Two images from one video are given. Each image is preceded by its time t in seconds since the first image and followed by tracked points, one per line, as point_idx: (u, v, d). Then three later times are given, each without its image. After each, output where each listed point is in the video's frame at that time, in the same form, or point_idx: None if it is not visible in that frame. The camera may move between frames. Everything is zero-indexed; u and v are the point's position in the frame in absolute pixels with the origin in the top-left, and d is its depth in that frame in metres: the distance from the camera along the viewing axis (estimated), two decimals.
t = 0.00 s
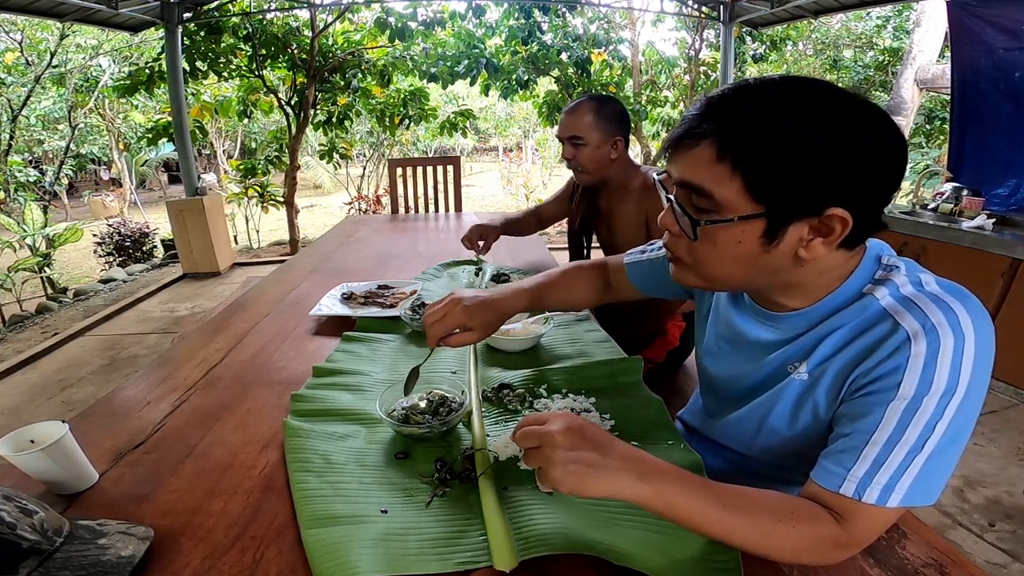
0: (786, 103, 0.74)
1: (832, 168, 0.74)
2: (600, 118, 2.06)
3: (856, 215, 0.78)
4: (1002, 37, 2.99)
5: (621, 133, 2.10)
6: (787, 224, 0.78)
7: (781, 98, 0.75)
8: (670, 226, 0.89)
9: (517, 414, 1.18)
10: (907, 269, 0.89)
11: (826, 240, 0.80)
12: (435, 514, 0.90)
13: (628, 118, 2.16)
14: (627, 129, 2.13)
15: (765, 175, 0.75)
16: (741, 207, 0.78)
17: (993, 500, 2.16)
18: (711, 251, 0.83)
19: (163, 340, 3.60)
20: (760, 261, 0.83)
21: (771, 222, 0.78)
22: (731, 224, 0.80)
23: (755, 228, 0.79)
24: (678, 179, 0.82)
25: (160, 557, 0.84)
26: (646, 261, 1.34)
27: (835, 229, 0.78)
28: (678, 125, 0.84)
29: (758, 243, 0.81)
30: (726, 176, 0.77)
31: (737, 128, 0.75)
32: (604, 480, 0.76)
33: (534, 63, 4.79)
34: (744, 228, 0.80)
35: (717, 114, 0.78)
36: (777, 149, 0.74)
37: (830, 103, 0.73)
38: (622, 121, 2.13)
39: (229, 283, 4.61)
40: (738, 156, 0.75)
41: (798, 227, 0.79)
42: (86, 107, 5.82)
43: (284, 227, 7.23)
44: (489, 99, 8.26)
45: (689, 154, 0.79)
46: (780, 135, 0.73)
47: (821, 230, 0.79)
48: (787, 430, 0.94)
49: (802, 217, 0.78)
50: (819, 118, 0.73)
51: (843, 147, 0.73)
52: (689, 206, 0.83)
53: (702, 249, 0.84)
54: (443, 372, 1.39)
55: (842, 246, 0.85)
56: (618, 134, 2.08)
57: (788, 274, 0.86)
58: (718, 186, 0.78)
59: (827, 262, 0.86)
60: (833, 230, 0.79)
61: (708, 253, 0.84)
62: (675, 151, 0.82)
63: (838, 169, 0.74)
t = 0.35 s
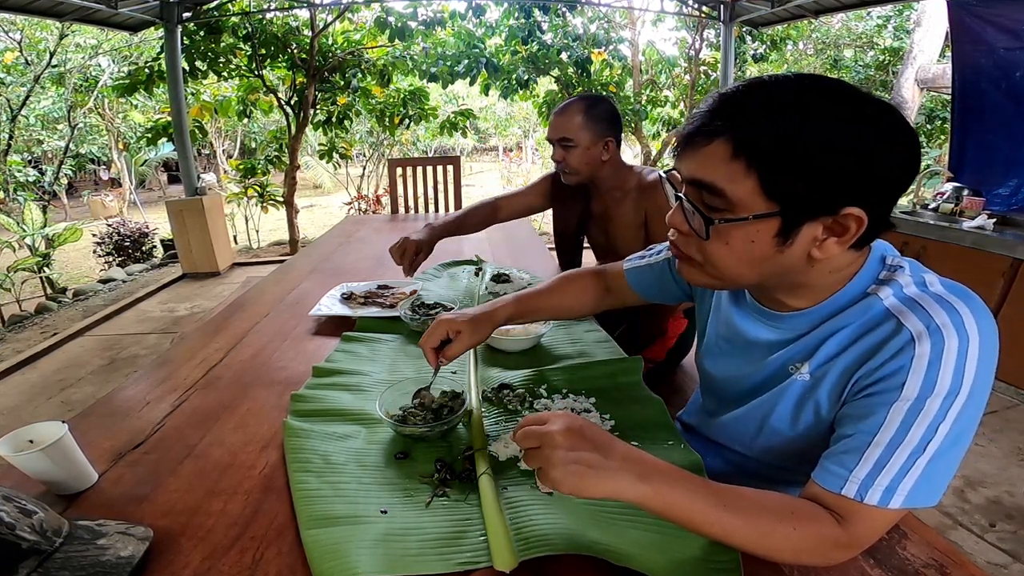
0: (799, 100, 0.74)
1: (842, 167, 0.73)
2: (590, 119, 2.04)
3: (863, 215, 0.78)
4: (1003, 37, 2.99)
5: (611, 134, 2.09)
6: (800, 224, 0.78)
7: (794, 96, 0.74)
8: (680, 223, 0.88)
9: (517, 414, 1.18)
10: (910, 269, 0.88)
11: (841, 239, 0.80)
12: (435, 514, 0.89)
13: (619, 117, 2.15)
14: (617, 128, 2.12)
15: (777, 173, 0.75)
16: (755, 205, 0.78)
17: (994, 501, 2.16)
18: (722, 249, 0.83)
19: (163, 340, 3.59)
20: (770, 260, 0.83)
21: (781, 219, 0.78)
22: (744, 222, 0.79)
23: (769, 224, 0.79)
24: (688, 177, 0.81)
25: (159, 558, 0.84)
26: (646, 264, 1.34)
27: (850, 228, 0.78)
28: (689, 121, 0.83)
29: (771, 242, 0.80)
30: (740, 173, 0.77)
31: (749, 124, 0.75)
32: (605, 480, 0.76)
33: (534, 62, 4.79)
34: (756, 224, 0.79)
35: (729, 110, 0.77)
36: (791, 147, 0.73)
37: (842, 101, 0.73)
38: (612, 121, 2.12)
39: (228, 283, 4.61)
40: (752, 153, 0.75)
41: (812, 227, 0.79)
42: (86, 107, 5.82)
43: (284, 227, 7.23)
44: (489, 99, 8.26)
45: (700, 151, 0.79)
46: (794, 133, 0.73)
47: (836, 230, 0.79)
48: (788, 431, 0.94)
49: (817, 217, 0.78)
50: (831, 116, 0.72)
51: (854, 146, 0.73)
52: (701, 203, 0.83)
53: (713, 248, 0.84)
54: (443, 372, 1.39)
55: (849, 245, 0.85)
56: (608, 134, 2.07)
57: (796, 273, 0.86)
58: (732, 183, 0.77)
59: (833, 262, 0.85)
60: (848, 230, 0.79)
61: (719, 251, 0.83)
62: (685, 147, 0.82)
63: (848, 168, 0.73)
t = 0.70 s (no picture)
0: (804, 98, 0.74)
1: (847, 165, 0.73)
2: (579, 120, 2.05)
3: (867, 214, 0.77)
4: (1004, 37, 2.99)
5: (602, 134, 2.08)
6: (805, 223, 0.78)
7: (799, 94, 0.74)
8: (684, 221, 0.88)
9: (517, 414, 1.17)
10: (914, 269, 0.88)
11: (845, 238, 0.80)
12: (436, 515, 0.89)
13: (610, 117, 2.15)
14: (609, 128, 2.12)
15: (782, 170, 0.75)
16: (760, 202, 0.78)
17: (994, 501, 2.16)
18: (726, 246, 0.83)
19: (162, 340, 3.59)
20: (772, 259, 0.82)
21: (785, 218, 0.78)
22: (749, 220, 0.79)
23: (772, 222, 0.79)
24: (693, 174, 0.81)
25: (159, 558, 0.83)
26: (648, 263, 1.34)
27: (854, 226, 0.78)
28: (695, 118, 0.83)
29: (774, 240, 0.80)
30: (744, 170, 0.77)
31: (755, 121, 0.75)
32: (605, 480, 0.76)
33: (534, 62, 4.79)
34: (759, 223, 0.79)
35: (735, 107, 0.77)
36: (796, 144, 0.73)
37: (847, 98, 0.73)
38: (603, 121, 2.12)
39: (228, 283, 4.61)
40: (756, 149, 0.75)
41: (817, 225, 0.79)
42: (85, 107, 5.81)
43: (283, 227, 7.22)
44: (489, 99, 8.25)
45: (705, 148, 0.79)
46: (799, 129, 0.73)
47: (840, 228, 0.79)
48: (790, 431, 0.93)
49: (822, 214, 0.77)
50: (836, 114, 0.72)
51: (859, 143, 0.72)
52: (705, 201, 0.82)
53: (717, 244, 0.84)
54: (443, 372, 1.38)
55: (853, 244, 0.84)
56: (599, 134, 2.06)
57: (800, 274, 0.86)
58: (736, 179, 0.77)
59: (836, 262, 0.85)
60: (851, 228, 0.78)
61: (723, 248, 0.83)
62: (690, 144, 0.82)
63: (853, 166, 0.73)
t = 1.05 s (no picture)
0: (807, 98, 0.74)
1: (850, 164, 0.73)
2: (572, 120, 2.06)
3: (871, 210, 0.77)
4: (1005, 37, 2.98)
5: (596, 134, 2.08)
6: (807, 221, 0.78)
7: (803, 93, 0.74)
8: (686, 217, 0.88)
9: (517, 414, 1.17)
10: (918, 270, 0.88)
11: (846, 236, 0.79)
12: (437, 515, 0.89)
13: (604, 118, 2.15)
14: (603, 129, 2.12)
15: (783, 168, 0.74)
16: (760, 200, 0.78)
17: (995, 501, 2.15)
18: (727, 244, 0.83)
19: (162, 340, 3.59)
20: (773, 257, 0.82)
21: (786, 216, 0.78)
22: (749, 216, 0.79)
23: (772, 220, 0.78)
24: (696, 171, 0.82)
25: (158, 559, 0.83)
26: (648, 263, 1.33)
27: (855, 226, 0.77)
28: (698, 116, 0.84)
29: (774, 238, 0.80)
30: (744, 167, 0.77)
31: (757, 119, 0.75)
32: (605, 480, 0.75)
33: (534, 62, 4.79)
34: (760, 221, 0.79)
35: (738, 105, 0.78)
36: (798, 142, 0.73)
37: (850, 98, 0.73)
38: (597, 121, 2.12)
39: (227, 283, 4.60)
40: (757, 146, 0.75)
41: (818, 224, 0.78)
42: (85, 107, 5.81)
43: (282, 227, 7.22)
44: (489, 98, 8.25)
45: (708, 145, 0.79)
46: (801, 128, 0.73)
47: (841, 228, 0.78)
48: (791, 432, 0.93)
49: (823, 213, 0.77)
50: (838, 113, 0.72)
51: (864, 143, 0.72)
52: (706, 197, 0.83)
53: (718, 242, 0.83)
54: (443, 372, 1.38)
55: (856, 243, 0.84)
56: (592, 134, 2.07)
57: (801, 272, 0.85)
58: (737, 177, 0.77)
59: (837, 262, 0.85)
60: (852, 226, 0.78)
61: (724, 246, 0.83)
62: (693, 142, 0.82)
63: (857, 165, 0.73)
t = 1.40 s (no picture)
0: (801, 96, 0.73)
1: (850, 164, 0.73)
2: (572, 119, 2.05)
3: (869, 208, 0.77)
4: (1005, 37, 2.98)
5: (596, 133, 2.08)
6: (799, 213, 0.78)
7: (797, 92, 0.74)
8: (682, 215, 0.88)
9: (517, 414, 1.17)
10: (913, 269, 0.88)
11: (838, 233, 0.79)
12: (435, 515, 0.89)
13: (604, 117, 2.15)
14: (603, 128, 2.12)
15: (778, 166, 0.74)
16: (751, 196, 0.78)
17: (995, 501, 2.15)
18: (722, 242, 0.83)
19: (161, 340, 3.59)
20: (770, 255, 0.82)
21: (781, 215, 0.78)
22: (741, 213, 0.79)
23: (766, 218, 0.78)
24: (690, 169, 0.81)
25: (158, 559, 0.83)
26: (647, 264, 1.33)
27: (848, 220, 0.77)
28: (692, 115, 0.83)
29: (767, 235, 0.80)
30: (737, 164, 0.77)
31: (750, 118, 0.75)
32: (605, 481, 0.75)
33: (534, 62, 4.79)
34: (754, 218, 0.79)
35: (732, 103, 0.77)
36: (793, 139, 0.73)
37: (849, 97, 0.72)
38: (597, 120, 2.12)
39: (227, 283, 4.60)
40: (747, 144, 0.75)
41: (810, 217, 0.78)
42: (84, 107, 5.80)
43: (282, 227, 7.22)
44: (488, 98, 8.25)
45: (702, 143, 0.79)
46: (791, 123, 0.72)
47: (834, 222, 0.78)
48: (790, 432, 0.93)
49: (815, 206, 0.77)
50: (836, 112, 0.72)
51: (863, 142, 0.72)
52: (701, 196, 0.82)
53: (714, 241, 0.83)
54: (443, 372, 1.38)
55: (852, 242, 0.84)
56: (592, 132, 2.07)
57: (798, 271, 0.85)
58: (728, 173, 0.77)
59: (834, 260, 0.85)
60: (844, 222, 0.78)
61: (719, 245, 0.83)
62: (688, 141, 0.82)
63: (856, 164, 0.73)
